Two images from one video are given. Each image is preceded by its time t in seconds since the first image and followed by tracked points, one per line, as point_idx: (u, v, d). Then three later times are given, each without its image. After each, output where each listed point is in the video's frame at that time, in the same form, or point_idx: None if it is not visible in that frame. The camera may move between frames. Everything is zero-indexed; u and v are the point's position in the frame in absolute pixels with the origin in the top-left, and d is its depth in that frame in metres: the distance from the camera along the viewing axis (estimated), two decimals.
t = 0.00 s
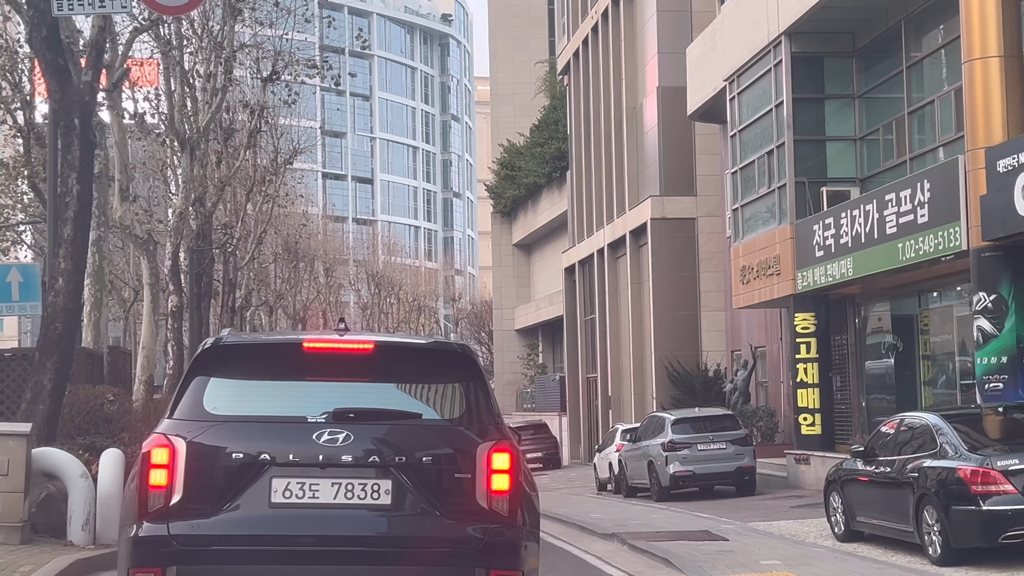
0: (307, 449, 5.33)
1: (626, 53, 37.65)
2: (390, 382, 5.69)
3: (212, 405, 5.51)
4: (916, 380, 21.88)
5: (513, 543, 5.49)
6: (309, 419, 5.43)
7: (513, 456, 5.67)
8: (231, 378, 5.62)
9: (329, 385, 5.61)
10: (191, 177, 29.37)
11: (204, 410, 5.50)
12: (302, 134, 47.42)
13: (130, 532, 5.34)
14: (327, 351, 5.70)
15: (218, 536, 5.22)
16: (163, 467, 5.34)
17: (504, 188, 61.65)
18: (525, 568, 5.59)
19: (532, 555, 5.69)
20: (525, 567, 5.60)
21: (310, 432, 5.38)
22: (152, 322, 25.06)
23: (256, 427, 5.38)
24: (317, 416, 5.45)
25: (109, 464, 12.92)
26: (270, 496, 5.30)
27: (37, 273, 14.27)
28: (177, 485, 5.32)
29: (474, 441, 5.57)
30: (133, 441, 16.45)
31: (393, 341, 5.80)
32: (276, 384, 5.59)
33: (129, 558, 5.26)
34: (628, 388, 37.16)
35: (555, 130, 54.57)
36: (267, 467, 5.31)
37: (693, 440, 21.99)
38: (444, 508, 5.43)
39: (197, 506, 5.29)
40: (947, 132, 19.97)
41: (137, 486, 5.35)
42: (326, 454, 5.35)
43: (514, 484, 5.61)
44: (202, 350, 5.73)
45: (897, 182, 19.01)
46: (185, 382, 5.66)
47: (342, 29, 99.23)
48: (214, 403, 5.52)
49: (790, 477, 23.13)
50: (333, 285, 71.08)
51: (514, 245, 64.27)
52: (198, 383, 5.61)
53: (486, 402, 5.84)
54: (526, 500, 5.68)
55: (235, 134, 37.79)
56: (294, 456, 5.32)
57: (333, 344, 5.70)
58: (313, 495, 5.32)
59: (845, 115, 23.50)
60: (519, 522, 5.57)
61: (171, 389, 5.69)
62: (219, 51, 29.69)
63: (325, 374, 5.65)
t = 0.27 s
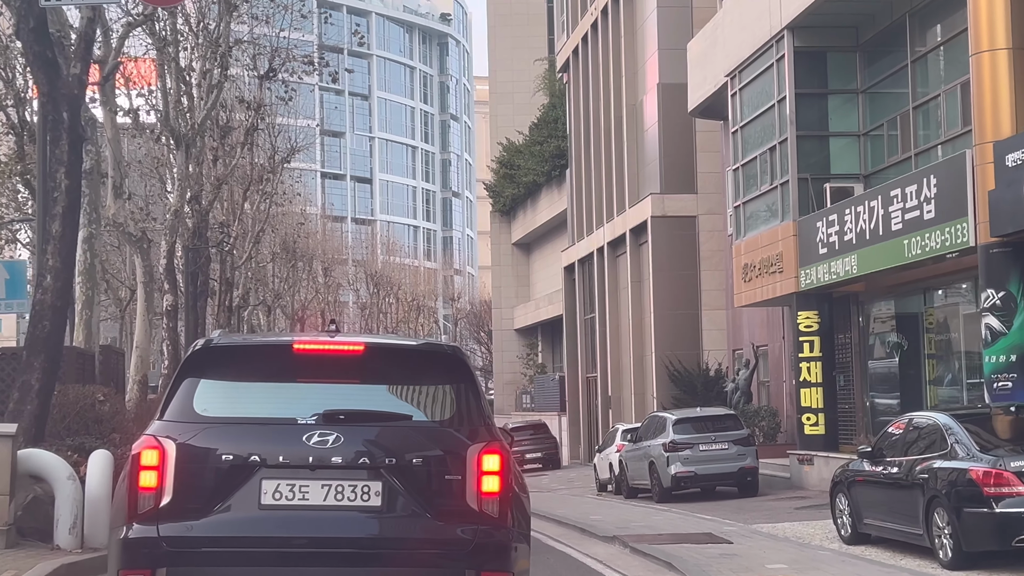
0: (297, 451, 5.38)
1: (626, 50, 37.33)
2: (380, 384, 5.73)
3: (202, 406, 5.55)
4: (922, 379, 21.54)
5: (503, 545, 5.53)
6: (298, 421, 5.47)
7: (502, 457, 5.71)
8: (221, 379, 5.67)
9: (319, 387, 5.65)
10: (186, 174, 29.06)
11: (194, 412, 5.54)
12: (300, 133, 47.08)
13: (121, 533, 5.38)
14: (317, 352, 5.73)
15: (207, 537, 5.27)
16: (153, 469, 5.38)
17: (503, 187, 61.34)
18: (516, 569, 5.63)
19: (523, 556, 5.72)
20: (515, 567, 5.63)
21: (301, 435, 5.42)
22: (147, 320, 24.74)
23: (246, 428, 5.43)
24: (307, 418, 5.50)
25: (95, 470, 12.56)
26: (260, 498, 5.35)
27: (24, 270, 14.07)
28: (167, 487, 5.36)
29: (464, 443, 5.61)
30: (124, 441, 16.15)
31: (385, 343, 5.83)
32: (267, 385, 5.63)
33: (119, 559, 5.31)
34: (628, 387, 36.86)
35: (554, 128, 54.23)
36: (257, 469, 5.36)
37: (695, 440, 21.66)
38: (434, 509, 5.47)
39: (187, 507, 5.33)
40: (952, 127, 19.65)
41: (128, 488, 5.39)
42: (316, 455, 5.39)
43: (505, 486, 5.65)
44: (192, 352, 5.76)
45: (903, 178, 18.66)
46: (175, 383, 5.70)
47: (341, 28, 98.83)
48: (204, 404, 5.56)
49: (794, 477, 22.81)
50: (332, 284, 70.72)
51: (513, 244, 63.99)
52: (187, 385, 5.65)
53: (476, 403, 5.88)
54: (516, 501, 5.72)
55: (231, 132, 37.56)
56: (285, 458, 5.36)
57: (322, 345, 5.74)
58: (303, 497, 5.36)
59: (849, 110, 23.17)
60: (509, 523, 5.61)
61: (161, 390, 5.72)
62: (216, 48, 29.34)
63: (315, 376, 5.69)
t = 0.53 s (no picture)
0: (289, 452, 5.39)
1: (626, 46, 36.98)
2: (373, 386, 5.76)
3: (194, 408, 5.58)
4: (927, 377, 21.23)
5: (494, 545, 5.57)
6: (290, 423, 5.49)
7: (493, 459, 5.75)
8: (213, 381, 5.69)
9: (312, 388, 5.68)
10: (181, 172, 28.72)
11: (186, 413, 5.56)
12: (297, 130, 46.74)
13: (112, 535, 5.39)
14: (309, 354, 5.78)
15: (198, 538, 5.27)
16: (144, 471, 5.39)
17: (502, 185, 60.98)
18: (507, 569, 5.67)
19: (514, 557, 5.77)
20: (505, 568, 5.67)
21: (292, 436, 5.44)
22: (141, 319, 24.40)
23: (239, 429, 5.45)
24: (299, 419, 5.52)
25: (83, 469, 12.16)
26: (251, 499, 5.36)
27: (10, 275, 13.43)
28: (159, 488, 5.36)
29: (455, 445, 5.65)
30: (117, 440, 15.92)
31: (377, 344, 5.86)
32: (260, 386, 5.67)
33: (112, 560, 5.32)
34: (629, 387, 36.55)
35: (553, 126, 53.86)
36: (249, 470, 5.37)
37: (698, 440, 21.32)
38: (425, 511, 5.51)
39: (179, 508, 5.34)
40: (959, 122, 19.30)
41: (119, 489, 5.40)
42: (307, 457, 5.41)
43: (497, 487, 5.69)
44: (184, 353, 5.79)
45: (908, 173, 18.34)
46: (167, 385, 5.72)
47: (339, 27, 98.40)
48: (196, 406, 5.58)
49: (797, 477, 22.49)
50: (330, 283, 70.39)
51: (512, 243, 63.66)
52: (178, 388, 5.67)
53: (468, 405, 5.92)
54: (506, 502, 5.76)
55: (227, 129, 37.28)
56: (276, 459, 5.37)
57: (315, 347, 5.77)
58: (295, 499, 5.37)
59: (853, 105, 22.86)
60: (499, 524, 5.65)
61: (153, 392, 5.74)
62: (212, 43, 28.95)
63: (307, 378, 5.72)
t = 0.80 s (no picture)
0: (280, 454, 5.29)
1: (626, 40, 36.64)
2: (365, 387, 5.63)
3: (183, 409, 5.47)
4: (934, 374, 20.90)
5: (487, 548, 5.46)
6: (281, 425, 5.39)
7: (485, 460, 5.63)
8: (204, 383, 5.59)
9: (302, 390, 5.56)
10: (176, 170, 28.43)
11: (176, 415, 5.46)
12: (296, 127, 46.46)
13: (100, 537, 5.29)
14: (299, 355, 5.65)
15: (188, 541, 5.18)
16: (133, 473, 5.30)
17: (502, 182, 60.67)
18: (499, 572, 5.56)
19: (506, 560, 5.66)
20: (498, 570, 5.55)
21: (282, 437, 5.33)
22: (136, 317, 24.09)
23: (230, 432, 5.35)
24: (290, 421, 5.41)
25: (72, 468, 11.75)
26: (242, 501, 5.26)
27: None
28: (148, 490, 5.27)
29: (448, 446, 5.53)
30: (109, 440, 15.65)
31: (368, 345, 5.74)
32: (249, 388, 5.56)
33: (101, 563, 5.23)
34: (630, 385, 36.21)
35: (553, 122, 53.52)
36: (240, 472, 5.27)
37: (700, 438, 21.01)
38: (417, 513, 5.40)
39: (168, 511, 5.25)
40: (966, 114, 18.96)
41: (108, 492, 5.31)
42: (298, 459, 5.30)
43: (489, 489, 5.58)
44: (174, 354, 5.68)
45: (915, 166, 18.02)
46: (156, 387, 5.61)
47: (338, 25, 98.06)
48: (186, 407, 5.48)
49: (801, 476, 22.15)
50: (329, 281, 70.15)
51: (512, 240, 63.36)
52: (167, 390, 5.57)
53: (460, 405, 5.79)
54: (500, 503, 5.64)
55: (225, 127, 37.01)
56: (266, 461, 5.27)
57: (305, 348, 5.65)
58: (285, 501, 5.27)
59: (857, 98, 22.56)
60: (492, 527, 5.53)
61: (142, 394, 5.63)
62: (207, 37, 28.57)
63: (298, 380, 5.59)
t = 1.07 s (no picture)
0: (269, 454, 5.21)
1: (627, 34, 36.29)
2: (356, 386, 5.55)
3: (172, 409, 5.39)
4: (942, 370, 20.57)
5: (479, 548, 5.37)
6: (271, 424, 5.31)
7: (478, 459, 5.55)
8: (193, 382, 5.50)
9: (292, 390, 5.47)
10: (171, 165, 28.09)
11: (165, 414, 5.38)
12: (294, 123, 46.14)
13: (89, 538, 5.20)
14: (289, 354, 5.57)
15: (178, 542, 5.10)
16: (122, 473, 5.22)
17: (502, 179, 60.33)
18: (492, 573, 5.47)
19: (498, 560, 5.58)
20: (490, 571, 5.47)
21: (272, 437, 5.26)
22: (130, 313, 23.74)
23: (219, 432, 5.27)
24: (280, 421, 5.33)
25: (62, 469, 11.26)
26: (232, 501, 5.18)
27: None
28: (137, 490, 5.19)
29: (439, 446, 5.45)
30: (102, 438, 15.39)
31: (359, 343, 5.66)
32: (239, 387, 5.48)
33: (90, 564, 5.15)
34: (631, 382, 35.90)
35: (553, 118, 53.16)
36: (229, 472, 5.20)
37: (704, 435, 20.68)
38: (408, 512, 5.31)
39: (157, 511, 5.17)
40: (975, 104, 18.58)
41: (96, 492, 5.23)
42: (288, 458, 5.23)
43: (481, 488, 5.49)
44: (163, 353, 5.59)
45: (922, 158, 17.69)
46: (146, 386, 5.53)
47: (337, 21, 97.67)
48: (175, 407, 5.40)
49: (806, 475, 21.80)
50: (329, 279, 69.84)
51: (512, 237, 63.02)
52: (157, 389, 5.48)
53: (452, 405, 5.70)
54: (492, 503, 5.56)
55: (222, 123, 36.73)
56: (256, 461, 5.20)
57: (295, 347, 5.57)
58: (275, 501, 5.19)
59: (863, 90, 22.20)
60: (484, 527, 5.44)
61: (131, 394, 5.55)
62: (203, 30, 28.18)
63: (288, 380, 5.51)
